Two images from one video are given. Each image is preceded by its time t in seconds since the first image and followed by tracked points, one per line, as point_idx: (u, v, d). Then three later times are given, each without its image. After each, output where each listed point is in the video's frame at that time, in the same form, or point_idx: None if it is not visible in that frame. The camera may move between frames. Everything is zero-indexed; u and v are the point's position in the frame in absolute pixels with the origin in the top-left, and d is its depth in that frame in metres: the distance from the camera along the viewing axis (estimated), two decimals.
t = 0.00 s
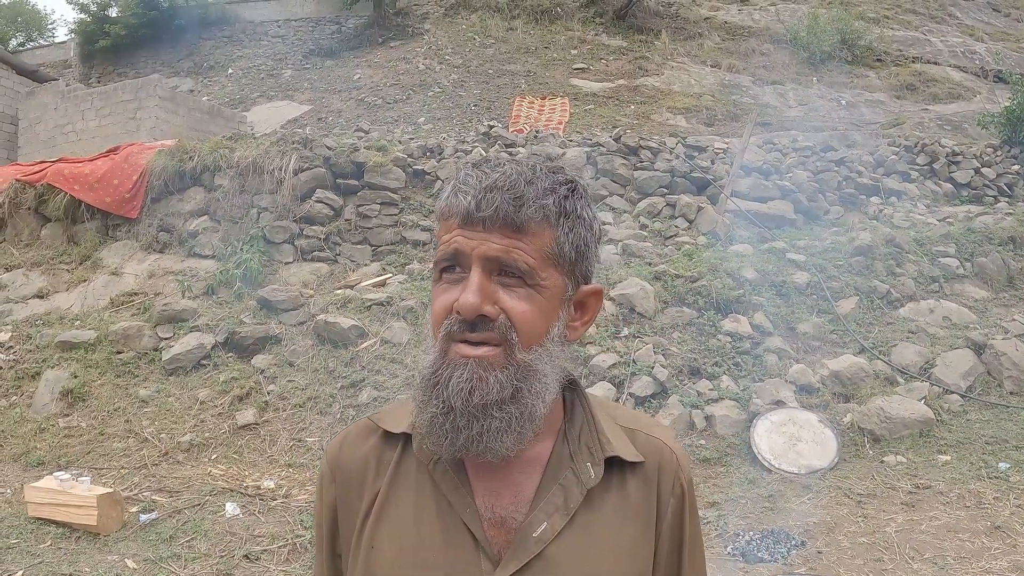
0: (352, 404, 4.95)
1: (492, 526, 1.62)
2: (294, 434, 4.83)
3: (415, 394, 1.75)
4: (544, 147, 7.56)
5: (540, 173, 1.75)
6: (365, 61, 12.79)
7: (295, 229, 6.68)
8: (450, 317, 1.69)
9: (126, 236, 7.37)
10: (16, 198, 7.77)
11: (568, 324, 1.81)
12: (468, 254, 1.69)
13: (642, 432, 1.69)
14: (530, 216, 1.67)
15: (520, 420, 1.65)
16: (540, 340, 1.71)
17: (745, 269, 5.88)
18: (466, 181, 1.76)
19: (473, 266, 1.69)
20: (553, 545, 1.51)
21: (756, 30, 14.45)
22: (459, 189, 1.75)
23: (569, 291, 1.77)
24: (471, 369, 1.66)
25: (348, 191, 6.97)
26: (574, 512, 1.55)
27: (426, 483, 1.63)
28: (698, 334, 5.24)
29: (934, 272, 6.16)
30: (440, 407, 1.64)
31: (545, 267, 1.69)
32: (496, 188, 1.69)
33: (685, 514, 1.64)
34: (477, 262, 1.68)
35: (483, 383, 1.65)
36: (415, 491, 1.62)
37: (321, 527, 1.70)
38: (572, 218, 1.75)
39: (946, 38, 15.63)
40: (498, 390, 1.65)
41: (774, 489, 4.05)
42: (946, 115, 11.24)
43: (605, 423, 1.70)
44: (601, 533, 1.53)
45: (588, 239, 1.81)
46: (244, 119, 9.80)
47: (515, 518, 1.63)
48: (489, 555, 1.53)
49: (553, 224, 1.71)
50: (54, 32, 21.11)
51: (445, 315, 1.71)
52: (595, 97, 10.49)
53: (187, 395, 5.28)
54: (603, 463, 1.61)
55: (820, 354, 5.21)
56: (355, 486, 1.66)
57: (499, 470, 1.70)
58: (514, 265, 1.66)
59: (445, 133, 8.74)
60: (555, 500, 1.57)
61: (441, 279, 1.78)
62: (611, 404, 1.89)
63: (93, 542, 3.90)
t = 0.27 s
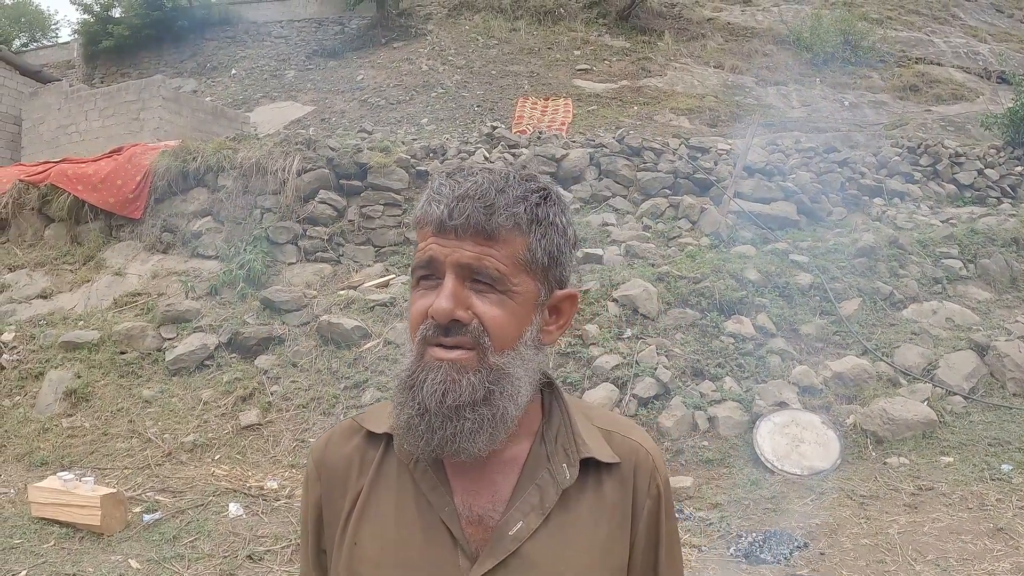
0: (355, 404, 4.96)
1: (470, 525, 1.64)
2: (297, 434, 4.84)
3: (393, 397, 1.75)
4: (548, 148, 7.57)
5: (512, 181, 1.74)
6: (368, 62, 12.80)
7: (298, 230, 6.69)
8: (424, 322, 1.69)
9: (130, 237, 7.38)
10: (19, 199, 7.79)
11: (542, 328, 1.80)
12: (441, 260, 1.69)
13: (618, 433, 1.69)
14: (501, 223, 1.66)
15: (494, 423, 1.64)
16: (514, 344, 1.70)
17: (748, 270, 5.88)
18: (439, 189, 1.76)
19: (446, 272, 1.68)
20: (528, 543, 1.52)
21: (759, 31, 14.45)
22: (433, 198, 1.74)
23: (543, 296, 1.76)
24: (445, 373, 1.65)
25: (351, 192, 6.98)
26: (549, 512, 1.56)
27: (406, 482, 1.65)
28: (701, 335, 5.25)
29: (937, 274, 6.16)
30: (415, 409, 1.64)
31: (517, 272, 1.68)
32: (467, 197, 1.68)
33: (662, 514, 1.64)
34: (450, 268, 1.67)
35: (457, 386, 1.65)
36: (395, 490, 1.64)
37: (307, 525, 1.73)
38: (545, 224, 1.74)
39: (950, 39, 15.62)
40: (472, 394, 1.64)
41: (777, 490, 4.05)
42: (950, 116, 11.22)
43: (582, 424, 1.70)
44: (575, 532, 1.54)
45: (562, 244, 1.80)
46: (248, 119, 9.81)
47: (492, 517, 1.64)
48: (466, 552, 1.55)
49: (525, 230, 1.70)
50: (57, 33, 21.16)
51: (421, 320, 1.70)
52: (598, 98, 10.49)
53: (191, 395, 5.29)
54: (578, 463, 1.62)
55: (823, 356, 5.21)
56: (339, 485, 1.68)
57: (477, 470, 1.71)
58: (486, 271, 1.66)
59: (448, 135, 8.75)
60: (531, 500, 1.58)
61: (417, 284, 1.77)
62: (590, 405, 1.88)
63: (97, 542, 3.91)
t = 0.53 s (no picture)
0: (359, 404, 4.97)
1: (466, 513, 1.64)
2: (301, 433, 4.85)
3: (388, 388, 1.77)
4: (552, 148, 7.57)
5: (503, 177, 1.75)
6: (371, 62, 12.82)
7: (302, 230, 6.71)
8: (418, 313, 1.70)
9: (134, 236, 7.40)
10: (24, 199, 7.81)
11: (533, 320, 1.82)
12: (433, 254, 1.70)
13: (609, 422, 1.70)
14: (492, 217, 1.67)
15: (485, 412, 1.65)
16: (505, 335, 1.71)
17: (752, 270, 5.89)
18: (432, 185, 1.77)
19: (439, 265, 1.70)
20: (523, 530, 1.53)
21: (762, 32, 14.46)
22: (425, 194, 1.75)
23: (534, 288, 1.77)
24: (438, 363, 1.67)
25: (355, 192, 6.99)
26: (543, 499, 1.57)
27: (402, 471, 1.65)
28: (705, 335, 5.25)
29: (940, 274, 6.16)
30: (409, 399, 1.65)
31: (508, 266, 1.69)
32: (459, 192, 1.69)
33: (652, 502, 1.65)
34: (443, 262, 1.68)
35: (450, 376, 1.66)
36: (391, 479, 1.64)
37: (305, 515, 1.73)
38: (535, 219, 1.75)
39: (953, 40, 15.62)
40: (464, 383, 1.65)
41: (781, 490, 4.06)
42: (953, 117, 11.22)
43: (574, 413, 1.71)
44: (568, 519, 1.55)
45: (553, 238, 1.81)
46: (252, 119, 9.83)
47: (487, 505, 1.65)
48: (462, 539, 1.56)
49: (516, 224, 1.71)
50: (60, 33, 21.22)
51: (415, 312, 1.72)
52: (602, 99, 10.50)
53: (195, 394, 5.31)
54: (571, 452, 1.63)
55: (827, 355, 5.21)
56: (337, 475, 1.69)
57: (471, 460, 1.72)
58: (478, 264, 1.67)
59: (452, 135, 8.76)
60: (525, 487, 1.59)
61: (410, 278, 1.79)
62: (582, 396, 1.90)
63: (101, 541, 3.92)
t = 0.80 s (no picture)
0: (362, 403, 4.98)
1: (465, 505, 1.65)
2: (304, 433, 4.86)
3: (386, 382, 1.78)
4: (555, 148, 7.58)
5: (496, 173, 1.75)
6: (374, 63, 12.83)
7: (305, 230, 6.72)
8: (413, 308, 1.72)
9: (137, 236, 7.41)
10: (27, 198, 7.82)
11: (528, 315, 1.81)
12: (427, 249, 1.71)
13: (606, 415, 1.71)
14: (484, 212, 1.68)
15: (480, 405, 1.66)
16: (499, 329, 1.71)
17: (755, 270, 5.89)
18: (426, 181, 1.78)
19: (433, 261, 1.71)
20: (522, 522, 1.54)
21: (764, 32, 14.47)
22: (420, 190, 1.77)
23: (527, 283, 1.77)
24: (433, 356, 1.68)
25: (358, 192, 7.00)
26: (541, 491, 1.58)
27: (402, 465, 1.66)
28: (708, 335, 5.26)
29: (943, 275, 6.17)
30: (404, 392, 1.66)
31: (501, 260, 1.69)
32: (451, 188, 1.70)
33: (649, 493, 1.66)
34: (436, 257, 1.69)
35: (445, 369, 1.67)
36: (392, 473, 1.65)
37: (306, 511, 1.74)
38: (529, 214, 1.75)
39: (955, 40, 15.62)
40: (459, 376, 1.66)
41: (783, 489, 4.06)
42: (956, 117, 11.22)
43: (570, 406, 1.72)
44: (566, 510, 1.56)
45: (547, 233, 1.81)
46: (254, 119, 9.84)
47: (485, 497, 1.66)
48: (462, 531, 1.56)
49: (508, 219, 1.71)
50: (63, 33, 21.25)
51: (410, 306, 1.73)
52: (605, 99, 10.51)
53: (198, 394, 5.32)
54: (568, 444, 1.64)
55: (830, 355, 5.22)
56: (338, 469, 1.70)
57: (470, 453, 1.73)
58: (470, 259, 1.67)
59: (455, 135, 8.77)
60: (523, 479, 1.60)
61: (406, 273, 1.80)
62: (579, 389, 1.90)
63: (105, 539, 3.93)
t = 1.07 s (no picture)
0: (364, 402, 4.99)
1: (460, 501, 1.65)
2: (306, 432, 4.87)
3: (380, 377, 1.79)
4: (557, 147, 7.58)
5: (487, 168, 1.76)
6: (375, 63, 12.85)
7: (307, 229, 6.72)
8: (405, 303, 1.73)
9: (139, 235, 7.42)
10: (29, 198, 7.83)
11: (519, 310, 1.82)
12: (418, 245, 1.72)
13: (601, 411, 1.71)
14: (473, 208, 1.68)
15: (471, 400, 1.66)
16: (489, 324, 1.72)
17: (756, 270, 5.90)
18: (418, 177, 1.78)
19: (424, 256, 1.72)
20: (517, 517, 1.54)
21: (765, 33, 14.48)
22: (412, 186, 1.78)
23: (518, 279, 1.77)
24: (424, 351, 1.68)
25: (360, 191, 7.01)
26: (536, 487, 1.58)
27: (398, 461, 1.66)
28: (709, 335, 5.26)
29: (944, 275, 6.17)
30: (397, 388, 1.67)
31: (491, 255, 1.70)
32: (441, 184, 1.71)
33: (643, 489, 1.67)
34: (427, 252, 1.70)
35: (436, 364, 1.67)
36: (387, 469, 1.65)
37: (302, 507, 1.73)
38: (520, 210, 1.76)
39: (957, 41, 15.62)
40: (450, 370, 1.67)
41: (785, 489, 4.06)
42: (958, 117, 11.22)
43: (565, 402, 1.72)
44: (561, 505, 1.56)
45: (539, 229, 1.81)
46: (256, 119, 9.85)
47: (480, 493, 1.66)
48: (456, 527, 1.57)
49: (499, 214, 1.72)
50: (65, 32, 21.28)
51: (402, 301, 1.74)
52: (607, 99, 10.51)
53: (200, 393, 5.32)
54: (563, 440, 1.64)
55: (831, 355, 5.22)
56: (334, 466, 1.69)
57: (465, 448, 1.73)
58: (460, 254, 1.68)
59: (457, 135, 8.78)
60: (518, 475, 1.60)
61: (399, 269, 1.81)
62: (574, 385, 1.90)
63: (107, 538, 3.94)
